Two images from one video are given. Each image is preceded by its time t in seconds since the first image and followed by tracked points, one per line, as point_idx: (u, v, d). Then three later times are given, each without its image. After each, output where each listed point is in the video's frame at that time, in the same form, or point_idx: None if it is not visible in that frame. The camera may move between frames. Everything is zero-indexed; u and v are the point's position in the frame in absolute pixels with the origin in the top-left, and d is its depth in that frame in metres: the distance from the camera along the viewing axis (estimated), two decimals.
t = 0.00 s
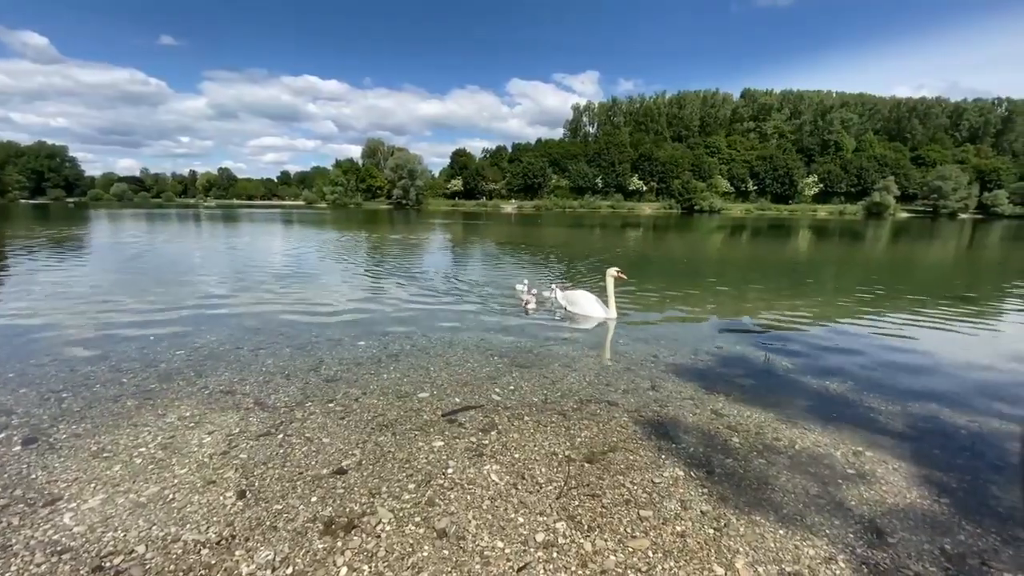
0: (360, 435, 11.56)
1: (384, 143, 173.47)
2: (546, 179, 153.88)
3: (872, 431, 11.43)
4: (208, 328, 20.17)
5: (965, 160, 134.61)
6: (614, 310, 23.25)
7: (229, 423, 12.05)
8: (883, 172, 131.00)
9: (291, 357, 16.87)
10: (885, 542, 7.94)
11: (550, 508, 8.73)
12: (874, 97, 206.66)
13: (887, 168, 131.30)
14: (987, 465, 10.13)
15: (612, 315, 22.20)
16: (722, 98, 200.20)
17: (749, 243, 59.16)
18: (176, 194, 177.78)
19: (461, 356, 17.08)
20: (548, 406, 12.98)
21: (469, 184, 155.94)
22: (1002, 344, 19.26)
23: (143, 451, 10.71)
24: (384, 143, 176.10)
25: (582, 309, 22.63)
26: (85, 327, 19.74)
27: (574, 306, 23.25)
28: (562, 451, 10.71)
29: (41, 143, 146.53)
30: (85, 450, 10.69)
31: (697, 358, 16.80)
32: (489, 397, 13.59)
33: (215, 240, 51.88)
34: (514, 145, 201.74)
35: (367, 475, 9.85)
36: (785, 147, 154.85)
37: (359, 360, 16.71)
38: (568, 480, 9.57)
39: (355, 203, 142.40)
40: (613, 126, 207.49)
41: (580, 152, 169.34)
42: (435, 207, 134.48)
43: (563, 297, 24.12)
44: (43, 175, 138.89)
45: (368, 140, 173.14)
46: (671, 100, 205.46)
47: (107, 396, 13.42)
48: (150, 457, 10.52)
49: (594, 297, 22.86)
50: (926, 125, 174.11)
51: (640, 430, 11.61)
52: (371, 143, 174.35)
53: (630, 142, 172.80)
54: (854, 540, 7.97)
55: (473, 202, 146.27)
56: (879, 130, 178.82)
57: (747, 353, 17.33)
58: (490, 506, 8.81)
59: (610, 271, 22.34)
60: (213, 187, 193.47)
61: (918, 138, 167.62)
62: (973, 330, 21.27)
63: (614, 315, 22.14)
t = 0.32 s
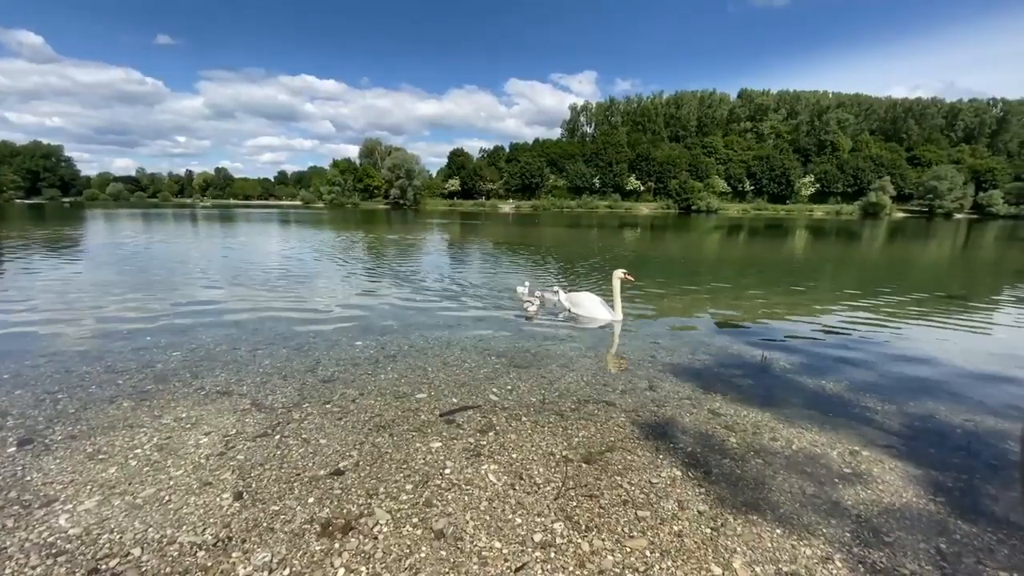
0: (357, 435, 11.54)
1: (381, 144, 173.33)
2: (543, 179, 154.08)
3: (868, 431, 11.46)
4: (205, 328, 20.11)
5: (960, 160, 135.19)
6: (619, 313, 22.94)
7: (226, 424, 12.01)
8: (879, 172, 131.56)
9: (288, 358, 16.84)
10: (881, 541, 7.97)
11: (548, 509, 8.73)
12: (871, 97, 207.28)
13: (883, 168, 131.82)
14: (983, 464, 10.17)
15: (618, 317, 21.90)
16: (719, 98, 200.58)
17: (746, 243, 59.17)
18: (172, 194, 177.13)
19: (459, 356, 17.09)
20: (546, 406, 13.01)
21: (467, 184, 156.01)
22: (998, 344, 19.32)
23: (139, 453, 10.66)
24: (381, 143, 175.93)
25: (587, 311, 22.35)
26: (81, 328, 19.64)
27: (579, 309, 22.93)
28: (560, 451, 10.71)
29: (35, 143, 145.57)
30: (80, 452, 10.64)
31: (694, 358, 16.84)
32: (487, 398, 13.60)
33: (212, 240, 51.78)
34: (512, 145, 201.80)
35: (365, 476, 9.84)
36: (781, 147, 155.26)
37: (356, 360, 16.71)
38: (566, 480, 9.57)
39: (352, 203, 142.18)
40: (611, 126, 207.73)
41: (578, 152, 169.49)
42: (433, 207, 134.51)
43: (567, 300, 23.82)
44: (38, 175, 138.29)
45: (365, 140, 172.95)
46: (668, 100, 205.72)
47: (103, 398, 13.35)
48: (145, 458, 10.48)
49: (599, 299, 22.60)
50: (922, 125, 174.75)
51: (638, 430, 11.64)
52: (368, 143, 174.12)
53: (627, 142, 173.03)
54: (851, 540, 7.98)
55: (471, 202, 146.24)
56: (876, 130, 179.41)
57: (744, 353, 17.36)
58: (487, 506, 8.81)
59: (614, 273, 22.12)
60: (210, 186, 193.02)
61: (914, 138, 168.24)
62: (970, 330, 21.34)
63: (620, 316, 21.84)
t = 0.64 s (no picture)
0: (356, 438, 11.55)
1: (379, 144, 173.20)
2: (541, 180, 154.19)
3: (864, 432, 11.53)
4: (202, 330, 20.08)
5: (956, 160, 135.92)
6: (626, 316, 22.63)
7: (225, 427, 12.01)
8: (875, 172, 132.14)
9: (286, 360, 16.84)
10: (878, 542, 8.03)
11: (546, 510, 8.77)
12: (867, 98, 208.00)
13: (879, 168, 132.44)
14: (978, 464, 10.25)
15: (626, 320, 21.56)
16: (716, 98, 201.10)
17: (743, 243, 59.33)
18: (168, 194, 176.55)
19: (457, 358, 17.12)
20: (544, 408, 13.06)
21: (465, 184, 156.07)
22: (993, 344, 19.45)
23: (137, 456, 10.67)
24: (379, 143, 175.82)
25: (594, 314, 21.96)
26: (78, 330, 19.58)
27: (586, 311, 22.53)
28: (559, 452, 10.76)
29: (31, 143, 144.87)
30: (78, 455, 10.63)
31: (691, 359, 16.92)
32: (486, 399, 13.65)
33: (210, 240, 51.68)
34: (510, 144, 201.64)
35: (364, 478, 9.87)
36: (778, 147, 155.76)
37: (355, 362, 16.73)
38: (565, 482, 9.62)
39: (350, 203, 142.09)
40: (608, 126, 208.04)
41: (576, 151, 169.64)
42: (431, 207, 134.53)
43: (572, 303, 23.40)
44: (34, 175, 137.57)
45: (363, 140, 172.80)
46: (666, 101, 206.08)
47: (100, 400, 13.33)
48: (144, 461, 10.49)
49: (605, 302, 22.23)
50: (917, 126, 175.48)
51: (636, 431, 11.69)
52: (366, 143, 173.94)
53: (625, 142, 173.32)
54: (847, 541, 8.05)
55: (469, 202, 146.30)
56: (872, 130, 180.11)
57: (742, 354, 17.45)
58: (486, 508, 8.85)
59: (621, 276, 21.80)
60: (207, 186, 192.46)
61: (910, 138, 168.82)
62: (967, 331, 21.48)
63: (628, 319, 21.52)
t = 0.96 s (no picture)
0: (353, 439, 11.57)
1: (376, 144, 173.11)
2: (538, 180, 154.23)
3: (858, 431, 11.60)
4: (199, 331, 20.05)
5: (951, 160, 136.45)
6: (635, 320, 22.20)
7: (221, 428, 12.01)
8: (872, 172, 132.62)
9: (283, 361, 16.86)
10: (870, 541, 8.09)
11: (542, 510, 8.81)
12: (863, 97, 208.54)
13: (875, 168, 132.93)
14: (970, 463, 10.34)
15: (636, 323, 21.13)
16: (713, 98, 201.40)
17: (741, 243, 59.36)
18: (165, 195, 176.09)
19: (454, 358, 17.17)
20: (541, 408, 13.12)
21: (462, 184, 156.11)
22: (988, 344, 19.52)
23: (134, 457, 10.67)
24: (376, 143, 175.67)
25: (602, 316, 21.50)
26: (73, 331, 19.50)
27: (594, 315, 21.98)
28: (555, 452, 10.80)
29: (27, 143, 144.21)
30: (74, 457, 10.63)
31: (688, 359, 17.02)
32: (483, 400, 13.69)
33: (207, 241, 51.57)
34: (507, 144, 201.53)
35: (361, 480, 9.88)
36: (775, 147, 156.19)
37: (352, 363, 16.74)
38: (561, 482, 9.66)
39: (348, 203, 141.94)
40: (606, 126, 208.25)
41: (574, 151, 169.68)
42: (428, 207, 134.54)
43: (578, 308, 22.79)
44: (29, 175, 136.94)
45: (360, 140, 172.64)
46: (663, 101, 206.34)
47: (96, 402, 13.31)
48: (141, 463, 10.48)
49: (613, 304, 21.87)
50: (913, 126, 176.09)
51: (633, 431, 11.74)
52: (363, 143, 173.82)
53: (622, 142, 173.49)
54: (840, 540, 8.10)
55: (466, 202, 146.30)
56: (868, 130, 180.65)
57: (738, 354, 17.53)
58: (483, 509, 8.87)
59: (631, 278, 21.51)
60: (204, 186, 191.83)
61: (906, 138, 169.35)
62: (962, 331, 21.56)
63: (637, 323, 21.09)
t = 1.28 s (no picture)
0: (348, 440, 11.58)
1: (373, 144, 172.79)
2: (535, 179, 154.08)
3: (850, 431, 11.66)
4: (194, 332, 20.02)
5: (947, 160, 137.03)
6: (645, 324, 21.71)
7: (216, 430, 12.00)
8: (867, 172, 133.12)
9: (278, 362, 16.86)
10: (860, 540, 8.14)
11: (535, 511, 8.84)
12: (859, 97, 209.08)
13: (871, 168, 133.42)
14: (961, 463, 10.41)
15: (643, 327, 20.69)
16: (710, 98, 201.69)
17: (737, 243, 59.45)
18: (161, 194, 175.41)
19: (450, 359, 17.19)
20: (536, 409, 13.15)
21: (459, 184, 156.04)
22: (981, 344, 19.61)
23: (128, 459, 10.65)
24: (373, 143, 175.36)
25: (609, 319, 21.20)
26: (67, 333, 19.44)
27: (601, 316, 21.62)
28: (549, 453, 10.84)
29: (21, 143, 143.41)
30: (68, 459, 10.62)
31: (682, 360, 17.08)
32: (478, 400, 13.72)
33: (203, 241, 51.44)
34: (504, 143, 201.40)
35: (355, 481, 9.89)
36: (771, 147, 156.62)
37: (347, 364, 16.76)
38: (555, 483, 9.69)
39: (344, 203, 141.63)
40: (603, 126, 208.40)
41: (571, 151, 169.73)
42: (426, 207, 134.37)
43: (584, 309, 22.42)
44: (24, 175, 136.16)
45: (357, 140, 172.37)
46: (660, 100, 206.50)
47: (91, 404, 13.30)
48: (135, 464, 10.48)
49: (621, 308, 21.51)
50: (909, 126, 176.71)
51: (627, 432, 11.78)
52: (360, 143, 173.52)
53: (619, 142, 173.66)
54: (831, 539, 8.15)
55: (464, 202, 146.08)
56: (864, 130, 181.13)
57: (732, 354, 17.59)
58: (476, 510, 8.91)
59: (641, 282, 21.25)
60: (200, 185, 191.05)
61: (902, 139, 169.90)
62: (956, 331, 21.65)
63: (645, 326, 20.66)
